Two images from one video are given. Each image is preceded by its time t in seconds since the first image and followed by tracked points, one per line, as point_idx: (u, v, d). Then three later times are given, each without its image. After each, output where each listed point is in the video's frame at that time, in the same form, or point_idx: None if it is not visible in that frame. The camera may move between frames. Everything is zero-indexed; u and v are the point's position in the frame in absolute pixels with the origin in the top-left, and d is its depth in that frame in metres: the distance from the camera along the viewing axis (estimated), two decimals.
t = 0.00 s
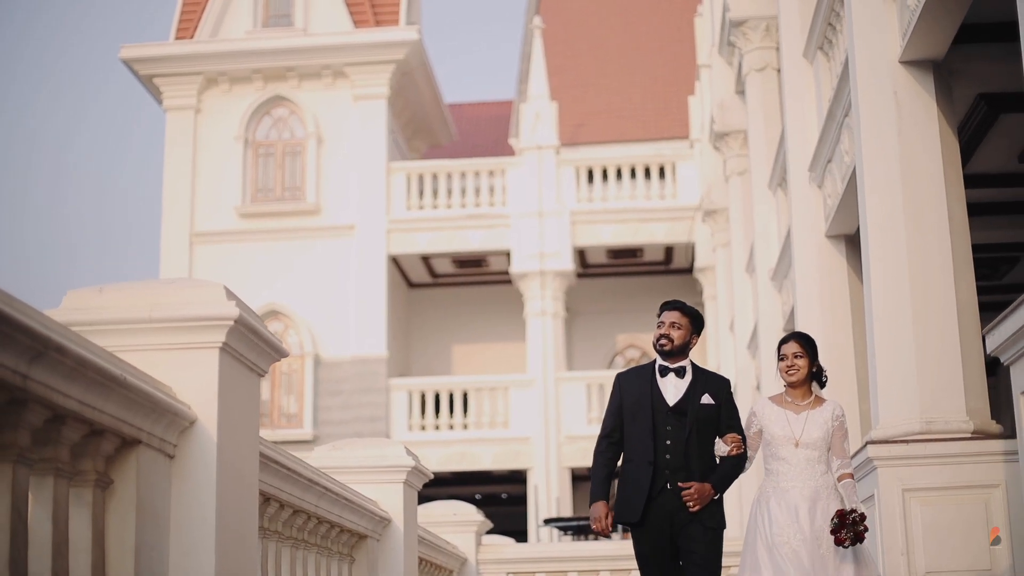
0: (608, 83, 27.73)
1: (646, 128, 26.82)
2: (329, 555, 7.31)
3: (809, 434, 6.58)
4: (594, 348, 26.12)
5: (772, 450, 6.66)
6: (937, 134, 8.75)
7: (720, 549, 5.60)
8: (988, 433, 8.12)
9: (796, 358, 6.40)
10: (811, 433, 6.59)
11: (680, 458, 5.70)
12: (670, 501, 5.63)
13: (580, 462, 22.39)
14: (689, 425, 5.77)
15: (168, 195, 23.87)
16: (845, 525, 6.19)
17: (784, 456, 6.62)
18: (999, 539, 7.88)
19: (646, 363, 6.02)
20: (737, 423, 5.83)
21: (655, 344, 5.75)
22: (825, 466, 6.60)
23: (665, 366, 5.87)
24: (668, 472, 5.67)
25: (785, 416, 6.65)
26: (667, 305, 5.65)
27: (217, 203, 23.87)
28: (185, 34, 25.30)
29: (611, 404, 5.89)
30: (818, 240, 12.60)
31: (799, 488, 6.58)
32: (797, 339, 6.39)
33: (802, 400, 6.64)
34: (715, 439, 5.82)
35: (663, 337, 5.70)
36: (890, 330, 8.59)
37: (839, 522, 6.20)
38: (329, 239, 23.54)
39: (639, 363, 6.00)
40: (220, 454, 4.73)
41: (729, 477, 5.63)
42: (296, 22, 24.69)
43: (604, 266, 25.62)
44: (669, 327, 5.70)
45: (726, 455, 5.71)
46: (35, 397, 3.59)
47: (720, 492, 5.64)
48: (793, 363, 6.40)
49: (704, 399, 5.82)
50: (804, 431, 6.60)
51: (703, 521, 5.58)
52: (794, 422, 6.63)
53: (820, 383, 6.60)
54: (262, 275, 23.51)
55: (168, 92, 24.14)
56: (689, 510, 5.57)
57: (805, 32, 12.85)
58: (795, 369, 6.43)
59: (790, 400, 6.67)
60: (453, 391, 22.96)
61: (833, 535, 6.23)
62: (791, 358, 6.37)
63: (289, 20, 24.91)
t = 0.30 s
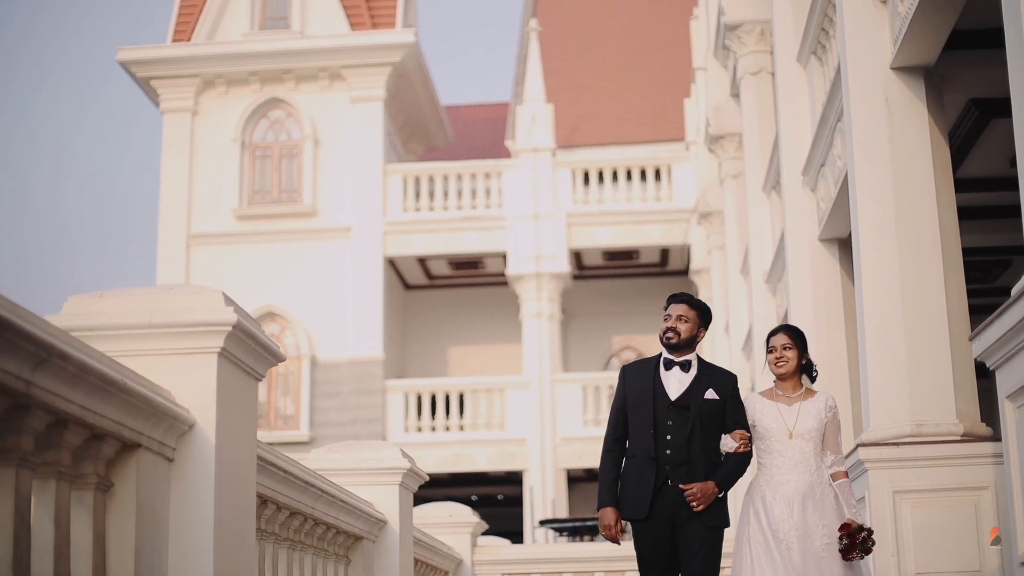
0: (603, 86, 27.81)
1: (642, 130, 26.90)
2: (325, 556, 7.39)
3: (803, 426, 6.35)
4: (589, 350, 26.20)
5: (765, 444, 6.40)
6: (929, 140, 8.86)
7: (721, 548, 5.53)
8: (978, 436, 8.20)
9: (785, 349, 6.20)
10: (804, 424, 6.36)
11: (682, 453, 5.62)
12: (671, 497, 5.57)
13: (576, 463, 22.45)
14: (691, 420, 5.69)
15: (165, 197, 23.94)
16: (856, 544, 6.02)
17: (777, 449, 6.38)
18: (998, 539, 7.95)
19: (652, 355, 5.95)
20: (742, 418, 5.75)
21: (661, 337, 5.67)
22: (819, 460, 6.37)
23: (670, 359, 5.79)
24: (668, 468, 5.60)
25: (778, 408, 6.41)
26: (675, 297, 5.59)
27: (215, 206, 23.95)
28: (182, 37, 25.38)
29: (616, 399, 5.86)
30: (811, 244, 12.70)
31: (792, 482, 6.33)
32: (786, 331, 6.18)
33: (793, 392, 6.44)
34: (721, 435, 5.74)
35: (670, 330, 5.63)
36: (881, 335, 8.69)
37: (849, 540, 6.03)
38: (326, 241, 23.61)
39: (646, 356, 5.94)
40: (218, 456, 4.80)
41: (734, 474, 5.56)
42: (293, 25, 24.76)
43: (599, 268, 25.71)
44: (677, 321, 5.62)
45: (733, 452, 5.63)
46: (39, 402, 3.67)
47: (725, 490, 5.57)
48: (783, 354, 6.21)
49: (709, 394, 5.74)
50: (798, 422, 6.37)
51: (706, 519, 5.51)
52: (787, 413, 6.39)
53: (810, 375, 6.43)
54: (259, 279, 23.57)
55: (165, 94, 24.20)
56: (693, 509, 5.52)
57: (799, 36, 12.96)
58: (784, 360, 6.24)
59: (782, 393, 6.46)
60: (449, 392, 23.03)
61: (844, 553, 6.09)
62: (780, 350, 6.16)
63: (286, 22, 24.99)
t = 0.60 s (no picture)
0: (599, 87, 27.90)
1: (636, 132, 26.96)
2: (321, 557, 7.47)
3: (797, 421, 6.29)
4: (585, 351, 26.28)
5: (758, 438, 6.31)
6: (919, 144, 8.96)
7: (722, 546, 5.47)
8: (967, 438, 8.31)
9: (780, 342, 6.22)
10: (799, 419, 6.30)
11: (685, 447, 5.50)
12: (673, 490, 5.45)
13: (571, 464, 22.55)
14: (695, 413, 5.55)
15: (161, 198, 24.01)
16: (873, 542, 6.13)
17: (771, 444, 6.28)
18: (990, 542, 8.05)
19: (653, 349, 5.82)
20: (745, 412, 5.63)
21: (662, 331, 5.57)
22: (813, 456, 6.33)
23: (672, 353, 5.64)
24: (671, 462, 5.48)
25: (771, 402, 6.33)
26: (675, 289, 5.52)
27: (211, 208, 24.02)
28: (178, 38, 25.46)
29: (617, 392, 5.74)
30: (804, 247, 12.79)
31: (788, 478, 6.24)
32: (782, 323, 6.19)
33: (787, 386, 6.38)
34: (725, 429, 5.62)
35: (670, 324, 5.53)
36: (871, 340, 8.77)
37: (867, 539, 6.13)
38: (322, 243, 23.68)
39: (646, 350, 5.81)
40: (216, 460, 4.88)
41: (736, 469, 5.48)
42: (289, 26, 24.84)
43: (595, 269, 25.79)
44: (677, 313, 5.54)
45: (738, 445, 5.54)
46: (41, 408, 3.75)
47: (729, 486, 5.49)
48: (778, 348, 6.23)
49: (712, 387, 5.60)
50: (792, 417, 6.31)
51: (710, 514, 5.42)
52: (781, 408, 6.32)
53: (803, 371, 6.42)
54: (255, 280, 23.66)
55: (161, 95, 24.26)
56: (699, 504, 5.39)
57: (792, 41, 13.07)
58: (779, 354, 6.26)
59: (775, 386, 6.39)
60: (445, 393, 23.10)
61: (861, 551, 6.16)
62: (776, 343, 6.18)
63: (282, 24, 25.05)
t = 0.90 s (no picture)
0: (593, 92, 28.00)
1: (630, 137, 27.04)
2: (317, 562, 7.54)
3: (794, 425, 6.05)
4: (580, 355, 26.37)
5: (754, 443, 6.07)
6: (908, 152, 9.05)
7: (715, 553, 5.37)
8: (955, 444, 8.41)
9: (783, 345, 5.94)
10: (797, 424, 6.06)
11: (682, 453, 5.39)
12: (671, 499, 5.32)
13: (567, 468, 22.62)
14: (691, 417, 5.45)
15: (157, 202, 24.10)
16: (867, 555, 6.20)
17: (767, 449, 6.05)
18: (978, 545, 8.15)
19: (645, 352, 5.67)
20: (738, 416, 5.57)
21: (654, 336, 5.42)
22: (812, 462, 6.07)
23: (665, 357, 5.51)
24: (668, 469, 5.36)
25: (770, 406, 6.08)
26: (666, 292, 5.34)
27: (207, 212, 24.08)
28: (175, 43, 25.59)
29: (609, 398, 5.58)
30: (796, 253, 12.88)
31: (784, 484, 6.01)
32: (783, 326, 5.92)
33: (788, 390, 6.12)
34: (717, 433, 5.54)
35: (663, 328, 5.38)
36: (862, 346, 8.88)
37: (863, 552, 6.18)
38: (318, 247, 23.75)
39: (638, 353, 5.65)
40: (213, 467, 4.96)
41: (729, 476, 5.40)
42: (285, 31, 24.95)
43: (590, 273, 25.87)
44: (669, 317, 5.37)
45: (729, 450, 5.49)
46: (42, 417, 3.83)
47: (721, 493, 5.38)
48: (780, 351, 5.94)
49: (707, 391, 5.49)
50: (789, 421, 6.06)
51: (703, 522, 5.31)
52: (779, 412, 6.07)
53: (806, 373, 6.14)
54: (250, 284, 23.73)
55: (157, 99, 24.35)
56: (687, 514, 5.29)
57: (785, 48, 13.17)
58: (782, 357, 5.97)
59: (775, 390, 6.14)
60: (440, 397, 23.17)
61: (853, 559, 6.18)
62: (778, 347, 5.89)
63: (279, 28, 25.16)
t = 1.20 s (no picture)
0: (588, 99, 28.10)
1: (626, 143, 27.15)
2: (311, 569, 7.61)
3: (793, 424, 6.11)
4: (575, 362, 26.47)
5: (756, 441, 6.18)
6: (897, 165, 9.20)
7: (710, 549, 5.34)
8: (944, 451, 8.53)
9: (784, 344, 5.93)
10: (797, 422, 6.12)
11: (670, 452, 5.40)
12: (661, 498, 5.33)
13: (561, 474, 22.70)
14: (677, 415, 5.47)
15: (153, 208, 24.15)
16: (871, 543, 5.79)
17: (767, 447, 6.15)
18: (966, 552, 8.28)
19: (626, 355, 5.70)
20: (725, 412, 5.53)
21: (633, 335, 5.43)
22: (812, 460, 6.11)
23: (647, 356, 5.55)
24: (656, 469, 5.38)
25: (770, 404, 6.18)
26: (642, 292, 5.35)
27: (203, 219, 24.16)
28: (171, 49, 25.69)
29: (592, 403, 5.61)
30: (789, 262, 12.98)
31: (782, 482, 6.08)
32: (785, 324, 5.91)
33: (789, 389, 6.18)
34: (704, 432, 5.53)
35: (642, 327, 5.38)
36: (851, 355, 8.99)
37: (863, 539, 5.79)
38: (313, 254, 23.83)
39: (619, 357, 5.69)
40: (210, 474, 5.05)
41: (718, 472, 5.35)
42: (281, 38, 25.06)
43: (584, 280, 25.96)
44: (648, 317, 5.38)
45: (715, 448, 5.40)
46: (44, 429, 3.91)
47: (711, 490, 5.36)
48: (782, 349, 5.94)
49: (693, 388, 5.51)
50: (789, 420, 6.13)
51: (693, 519, 5.30)
52: (779, 411, 6.16)
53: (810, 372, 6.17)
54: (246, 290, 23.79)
55: (154, 106, 24.40)
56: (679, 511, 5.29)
57: (778, 58, 13.28)
58: (783, 356, 5.97)
59: (777, 389, 6.21)
60: (435, 403, 23.25)
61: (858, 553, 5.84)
62: (780, 345, 5.89)
63: (275, 35, 25.26)
